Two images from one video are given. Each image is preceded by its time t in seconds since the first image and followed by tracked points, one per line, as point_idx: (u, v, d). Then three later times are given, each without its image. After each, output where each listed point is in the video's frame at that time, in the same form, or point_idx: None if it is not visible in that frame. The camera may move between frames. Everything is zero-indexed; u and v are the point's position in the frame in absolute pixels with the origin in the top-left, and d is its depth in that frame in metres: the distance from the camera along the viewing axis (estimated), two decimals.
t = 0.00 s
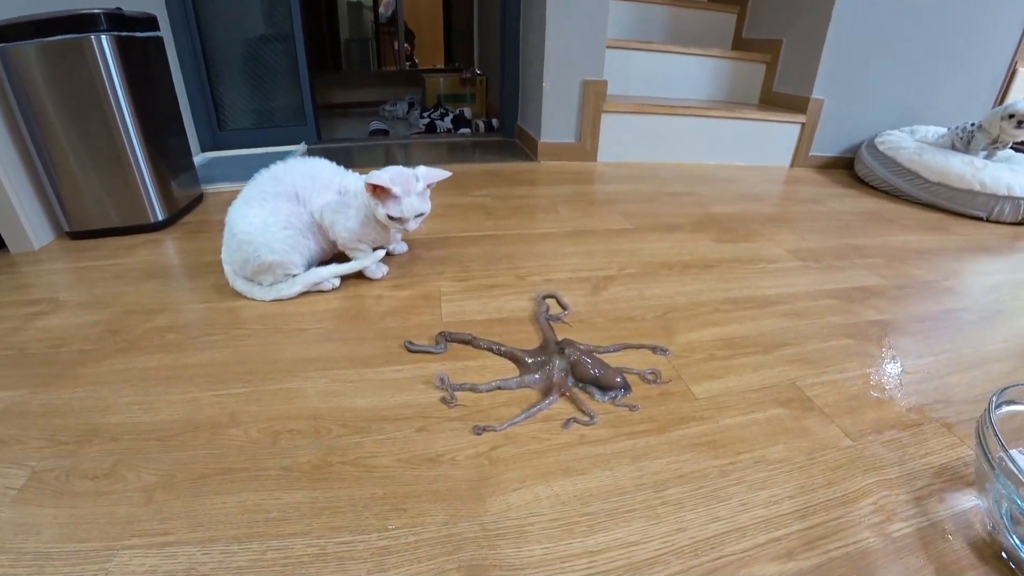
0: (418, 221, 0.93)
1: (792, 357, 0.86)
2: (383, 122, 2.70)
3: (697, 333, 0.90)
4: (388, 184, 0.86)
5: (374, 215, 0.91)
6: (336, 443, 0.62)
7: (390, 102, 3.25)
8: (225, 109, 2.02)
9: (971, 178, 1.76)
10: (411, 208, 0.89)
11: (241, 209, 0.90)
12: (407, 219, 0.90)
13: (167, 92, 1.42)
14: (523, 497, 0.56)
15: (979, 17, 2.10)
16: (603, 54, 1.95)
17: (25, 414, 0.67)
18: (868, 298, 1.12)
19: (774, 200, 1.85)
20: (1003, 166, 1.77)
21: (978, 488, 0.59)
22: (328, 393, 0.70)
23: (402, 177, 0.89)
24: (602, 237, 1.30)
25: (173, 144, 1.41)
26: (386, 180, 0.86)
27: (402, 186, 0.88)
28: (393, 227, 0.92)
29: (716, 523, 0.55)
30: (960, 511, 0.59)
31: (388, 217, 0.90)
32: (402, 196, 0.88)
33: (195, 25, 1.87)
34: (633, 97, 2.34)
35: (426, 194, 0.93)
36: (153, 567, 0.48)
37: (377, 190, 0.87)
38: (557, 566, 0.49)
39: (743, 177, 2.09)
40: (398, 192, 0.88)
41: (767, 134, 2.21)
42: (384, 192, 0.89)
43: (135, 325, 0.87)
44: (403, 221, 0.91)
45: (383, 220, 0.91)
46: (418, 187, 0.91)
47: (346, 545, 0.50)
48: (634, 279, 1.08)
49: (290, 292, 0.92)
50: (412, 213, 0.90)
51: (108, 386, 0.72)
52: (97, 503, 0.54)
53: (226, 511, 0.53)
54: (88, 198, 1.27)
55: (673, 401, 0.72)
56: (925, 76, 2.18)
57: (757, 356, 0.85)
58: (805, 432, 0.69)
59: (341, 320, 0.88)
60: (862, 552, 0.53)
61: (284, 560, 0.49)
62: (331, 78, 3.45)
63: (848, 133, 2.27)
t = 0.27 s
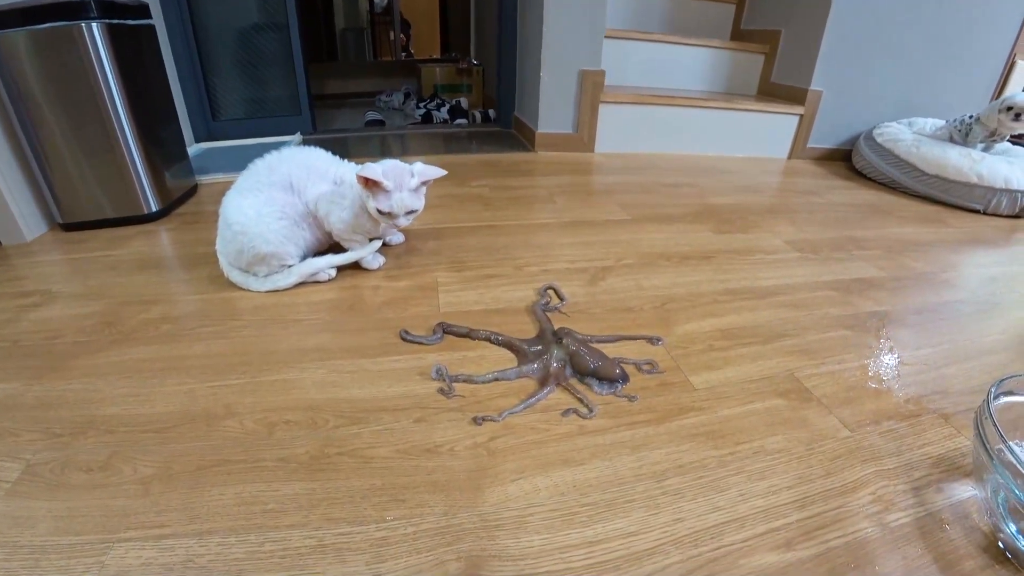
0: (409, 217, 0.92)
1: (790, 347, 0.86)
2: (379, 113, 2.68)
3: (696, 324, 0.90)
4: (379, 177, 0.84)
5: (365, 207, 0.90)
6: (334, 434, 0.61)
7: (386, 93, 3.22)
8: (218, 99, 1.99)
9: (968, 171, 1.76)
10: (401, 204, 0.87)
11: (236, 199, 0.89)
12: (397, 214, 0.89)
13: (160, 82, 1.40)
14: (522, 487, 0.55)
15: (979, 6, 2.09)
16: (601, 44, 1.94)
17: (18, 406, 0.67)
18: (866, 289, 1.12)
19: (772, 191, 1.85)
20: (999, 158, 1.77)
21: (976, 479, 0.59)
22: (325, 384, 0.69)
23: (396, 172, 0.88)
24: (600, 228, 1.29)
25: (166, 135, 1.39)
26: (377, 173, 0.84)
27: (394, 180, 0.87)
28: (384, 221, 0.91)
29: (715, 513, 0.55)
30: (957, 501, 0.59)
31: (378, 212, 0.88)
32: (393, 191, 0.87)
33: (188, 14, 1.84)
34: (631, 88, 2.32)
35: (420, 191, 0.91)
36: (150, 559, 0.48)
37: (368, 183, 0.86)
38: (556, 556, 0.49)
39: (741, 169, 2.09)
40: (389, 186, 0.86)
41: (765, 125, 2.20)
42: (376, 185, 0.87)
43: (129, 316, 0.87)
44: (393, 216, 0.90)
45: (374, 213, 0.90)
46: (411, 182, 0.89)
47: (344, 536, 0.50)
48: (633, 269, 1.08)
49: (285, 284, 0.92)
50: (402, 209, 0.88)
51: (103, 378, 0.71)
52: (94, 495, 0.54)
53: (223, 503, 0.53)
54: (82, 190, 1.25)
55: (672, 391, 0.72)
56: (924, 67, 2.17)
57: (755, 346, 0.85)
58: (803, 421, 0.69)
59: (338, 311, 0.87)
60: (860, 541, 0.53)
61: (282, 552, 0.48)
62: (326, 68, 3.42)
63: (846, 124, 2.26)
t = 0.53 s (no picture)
0: (402, 216, 0.91)
1: (789, 338, 0.86)
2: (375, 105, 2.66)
3: (694, 314, 0.89)
4: (372, 174, 0.84)
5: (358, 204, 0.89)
6: (330, 426, 0.61)
7: (383, 85, 3.20)
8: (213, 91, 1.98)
9: (967, 163, 1.74)
10: (394, 202, 0.86)
11: (229, 191, 0.88)
12: (389, 213, 0.88)
13: (153, 73, 1.38)
14: (520, 477, 0.55)
15: None
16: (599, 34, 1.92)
17: (13, 400, 0.66)
18: (865, 279, 1.12)
19: (771, 182, 1.84)
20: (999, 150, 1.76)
21: (975, 470, 0.59)
22: (321, 375, 0.69)
23: (389, 169, 0.87)
24: (599, 219, 1.29)
25: (160, 128, 1.38)
26: (370, 170, 0.84)
27: (388, 178, 0.86)
28: (377, 219, 0.90)
29: (713, 502, 0.55)
30: (955, 492, 0.59)
31: (371, 209, 0.87)
32: (386, 189, 0.86)
33: (181, 5, 1.81)
34: (629, 79, 2.31)
35: (414, 189, 0.90)
36: (145, 552, 0.47)
37: (361, 180, 0.85)
38: (553, 547, 0.49)
39: (740, 160, 2.08)
40: (382, 183, 0.85)
41: (764, 116, 2.19)
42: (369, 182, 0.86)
43: (124, 309, 0.86)
44: (385, 214, 0.89)
45: (367, 210, 0.89)
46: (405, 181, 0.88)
47: (340, 528, 0.49)
48: (631, 260, 1.07)
49: (280, 276, 0.91)
50: (395, 208, 0.87)
51: (98, 371, 0.71)
52: (89, 488, 0.54)
53: (218, 496, 0.53)
54: (75, 182, 1.23)
55: (670, 381, 0.72)
56: (924, 57, 2.16)
57: (753, 336, 0.85)
58: (800, 411, 0.69)
59: (334, 303, 0.86)
60: (857, 530, 0.53)
61: (278, 544, 0.48)
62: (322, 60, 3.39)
63: (846, 115, 2.25)
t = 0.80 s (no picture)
0: (402, 211, 0.90)
1: (789, 336, 0.86)
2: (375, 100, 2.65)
3: (695, 312, 0.89)
4: (371, 166, 0.83)
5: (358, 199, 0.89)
6: (330, 423, 0.61)
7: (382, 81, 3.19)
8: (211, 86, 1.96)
9: (968, 162, 1.74)
10: (393, 195, 0.86)
11: (228, 186, 0.88)
12: (389, 207, 0.87)
13: (152, 68, 1.37)
14: (520, 475, 0.55)
15: None
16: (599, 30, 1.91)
17: (10, 396, 0.66)
18: (865, 278, 1.12)
19: (772, 180, 1.84)
20: (1000, 149, 1.75)
21: (975, 469, 0.59)
22: (320, 372, 0.69)
23: (388, 162, 0.86)
24: (599, 216, 1.28)
25: (159, 123, 1.37)
26: (370, 163, 0.83)
27: (387, 172, 0.86)
28: (377, 214, 0.90)
29: (713, 501, 0.55)
30: (954, 491, 0.59)
31: (371, 203, 0.87)
32: (386, 182, 0.85)
33: None
34: (630, 75, 2.30)
35: (413, 183, 0.90)
36: (144, 550, 0.47)
37: (360, 173, 0.85)
38: (554, 545, 0.49)
39: (740, 157, 2.07)
40: (381, 176, 0.85)
41: (764, 113, 2.19)
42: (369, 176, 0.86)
43: (123, 305, 0.86)
44: (385, 208, 0.88)
45: (366, 205, 0.88)
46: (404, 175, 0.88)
47: (340, 525, 0.49)
48: (631, 258, 1.07)
49: (280, 272, 0.91)
50: (394, 201, 0.87)
51: (96, 367, 0.70)
52: (87, 485, 0.53)
53: (217, 493, 0.52)
54: (73, 178, 1.23)
55: (671, 379, 0.71)
56: (925, 55, 2.15)
57: (753, 334, 0.85)
58: (801, 410, 0.69)
59: (333, 299, 0.86)
60: (858, 529, 0.53)
61: (278, 542, 0.48)
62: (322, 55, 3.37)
63: (846, 113, 2.24)
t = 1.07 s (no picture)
0: (397, 202, 0.89)
1: (791, 334, 0.85)
2: (374, 97, 2.64)
3: (696, 309, 0.88)
4: (365, 155, 0.83)
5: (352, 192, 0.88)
6: (328, 421, 0.60)
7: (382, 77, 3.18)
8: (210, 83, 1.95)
9: (969, 159, 1.73)
10: (387, 185, 0.85)
11: (225, 182, 0.87)
12: (383, 197, 0.86)
13: (149, 64, 1.36)
14: (520, 474, 0.54)
15: None
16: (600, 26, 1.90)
17: (5, 394, 0.65)
18: (867, 275, 1.11)
19: (773, 177, 1.83)
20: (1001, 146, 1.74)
21: (979, 468, 0.58)
22: (318, 369, 0.68)
23: (383, 153, 0.86)
24: (599, 213, 1.28)
25: (157, 120, 1.37)
26: (364, 152, 0.83)
27: (381, 162, 0.85)
28: (372, 206, 0.88)
29: (715, 501, 0.54)
30: (958, 490, 0.58)
31: (365, 195, 0.86)
32: (380, 171, 0.85)
33: None
34: (630, 72, 2.29)
35: (408, 175, 0.89)
36: (138, 550, 0.47)
37: (354, 163, 0.85)
38: (554, 545, 0.48)
39: (741, 154, 2.06)
40: (375, 166, 0.84)
41: (766, 110, 2.18)
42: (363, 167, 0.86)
43: (119, 302, 0.85)
44: (379, 199, 0.87)
45: (361, 197, 0.87)
46: (399, 166, 0.87)
47: (337, 525, 0.49)
48: (632, 255, 1.06)
49: (278, 269, 0.90)
50: (388, 191, 0.86)
51: (92, 365, 0.70)
52: (82, 484, 0.53)
53: (212, 492, 0.52)
54: (70, 175, 1.22)
55: (672, 376, 0.71)
56: (927, 52, 2.14)
57: (755, 332, 0.84)
58: (803, 408, 0.68)
59: (331, 296, 0.85)
60: (861, 529, 0.53)
61: (275, 542, 0.47)
62: (321, 52, 3.36)
63: (848, 110, 2.23)
